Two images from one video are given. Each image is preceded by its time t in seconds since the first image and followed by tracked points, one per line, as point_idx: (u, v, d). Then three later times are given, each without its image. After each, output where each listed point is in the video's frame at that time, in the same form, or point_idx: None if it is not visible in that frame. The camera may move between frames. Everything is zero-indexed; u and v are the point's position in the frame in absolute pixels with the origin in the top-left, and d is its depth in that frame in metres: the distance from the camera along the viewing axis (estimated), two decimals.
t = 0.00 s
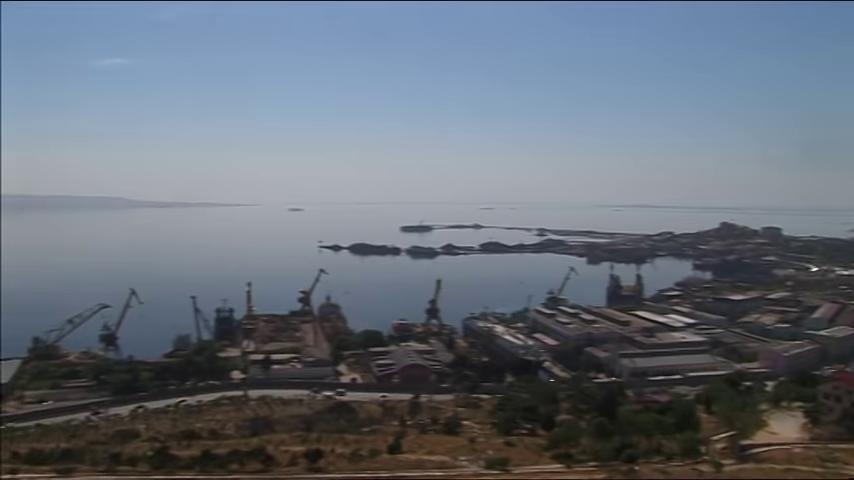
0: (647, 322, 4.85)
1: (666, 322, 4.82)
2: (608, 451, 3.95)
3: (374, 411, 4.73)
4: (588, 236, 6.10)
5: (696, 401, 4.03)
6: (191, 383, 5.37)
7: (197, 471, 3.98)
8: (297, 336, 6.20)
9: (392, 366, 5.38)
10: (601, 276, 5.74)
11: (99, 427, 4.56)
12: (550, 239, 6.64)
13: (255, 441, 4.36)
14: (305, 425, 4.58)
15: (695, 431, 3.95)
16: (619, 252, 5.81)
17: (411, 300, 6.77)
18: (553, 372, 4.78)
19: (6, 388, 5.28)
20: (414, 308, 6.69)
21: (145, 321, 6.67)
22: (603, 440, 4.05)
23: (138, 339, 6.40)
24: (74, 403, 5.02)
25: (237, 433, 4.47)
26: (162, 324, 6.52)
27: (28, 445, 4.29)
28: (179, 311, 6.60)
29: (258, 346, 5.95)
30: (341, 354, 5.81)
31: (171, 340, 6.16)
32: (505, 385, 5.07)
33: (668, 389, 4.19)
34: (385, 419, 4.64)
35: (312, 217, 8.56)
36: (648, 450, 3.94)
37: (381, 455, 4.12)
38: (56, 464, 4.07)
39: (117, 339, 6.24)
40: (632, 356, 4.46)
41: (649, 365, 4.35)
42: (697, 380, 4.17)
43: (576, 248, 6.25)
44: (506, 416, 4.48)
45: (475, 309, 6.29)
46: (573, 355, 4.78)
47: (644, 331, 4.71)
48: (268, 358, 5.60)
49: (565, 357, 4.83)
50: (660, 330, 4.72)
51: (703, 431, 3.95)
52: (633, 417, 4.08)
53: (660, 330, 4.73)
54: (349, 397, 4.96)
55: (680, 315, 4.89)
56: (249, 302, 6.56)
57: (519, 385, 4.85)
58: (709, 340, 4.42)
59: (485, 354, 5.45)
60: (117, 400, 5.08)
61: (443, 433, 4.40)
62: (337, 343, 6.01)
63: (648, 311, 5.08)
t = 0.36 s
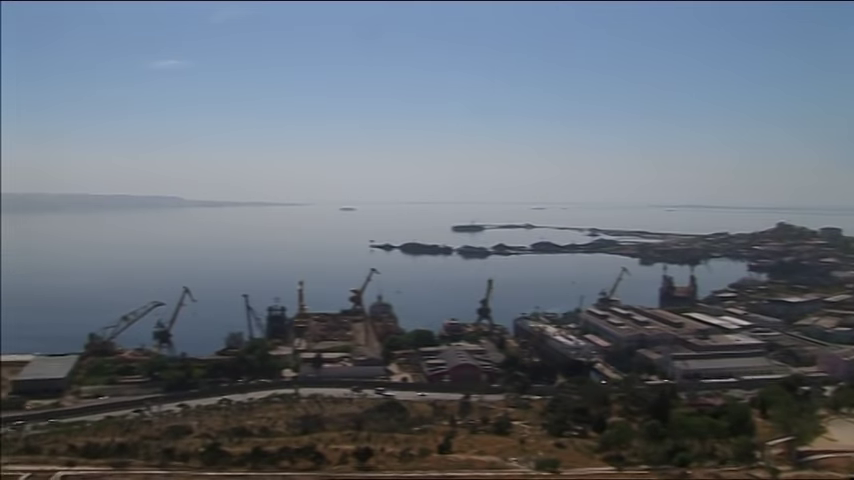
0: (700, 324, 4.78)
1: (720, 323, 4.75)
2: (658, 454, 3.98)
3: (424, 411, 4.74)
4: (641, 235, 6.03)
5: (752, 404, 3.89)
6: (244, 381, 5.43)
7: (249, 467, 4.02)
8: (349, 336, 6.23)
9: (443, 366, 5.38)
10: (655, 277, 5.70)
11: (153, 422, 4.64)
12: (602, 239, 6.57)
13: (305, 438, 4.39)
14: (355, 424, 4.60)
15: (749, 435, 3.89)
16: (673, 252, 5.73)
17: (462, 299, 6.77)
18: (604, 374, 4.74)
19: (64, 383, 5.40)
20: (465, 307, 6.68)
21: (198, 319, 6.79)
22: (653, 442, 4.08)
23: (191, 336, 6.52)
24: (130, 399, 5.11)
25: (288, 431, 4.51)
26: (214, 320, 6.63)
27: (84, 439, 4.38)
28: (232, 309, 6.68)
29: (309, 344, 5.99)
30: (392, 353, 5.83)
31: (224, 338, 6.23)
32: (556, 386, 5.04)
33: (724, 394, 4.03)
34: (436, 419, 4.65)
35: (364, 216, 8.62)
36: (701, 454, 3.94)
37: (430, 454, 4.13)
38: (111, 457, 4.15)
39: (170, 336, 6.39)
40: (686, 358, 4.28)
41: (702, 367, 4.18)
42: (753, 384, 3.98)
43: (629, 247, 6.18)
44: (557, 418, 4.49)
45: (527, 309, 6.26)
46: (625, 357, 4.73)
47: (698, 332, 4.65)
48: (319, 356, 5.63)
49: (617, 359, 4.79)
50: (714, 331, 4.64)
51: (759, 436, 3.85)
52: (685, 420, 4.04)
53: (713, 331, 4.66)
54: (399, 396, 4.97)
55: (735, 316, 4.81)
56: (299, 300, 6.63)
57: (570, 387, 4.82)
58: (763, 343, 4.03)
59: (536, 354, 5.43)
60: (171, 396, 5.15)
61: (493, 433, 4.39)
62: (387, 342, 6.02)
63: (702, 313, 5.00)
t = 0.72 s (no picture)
0: (759, 326, 4.69)
1: (780, 326, 4.65)
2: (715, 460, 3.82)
3: (477, 411, 4.73)
4: (698, 236, 5.93)
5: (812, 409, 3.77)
6: (298, 379, 5.48)
7: (302, 465, 4.05)
8: (402, 335, 6.24)
9: (497, 366, 5.37)
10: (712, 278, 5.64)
11: (208, 418, 4.69)
12: (658, 239, 6.48)
13: (358, 437, 4.41)
14: (408, 423, 4.61)
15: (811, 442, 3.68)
16: (731, 253, 5.63)
17: (516, 297, 6.75)
18: (659, 375, 4.75)
19: (122, 379, 5.50)
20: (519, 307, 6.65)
21: (253, 317, 6.88)
22: (709, 446, 3.94)
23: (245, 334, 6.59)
24: (186, 395, 5.19)
25: (341, 429, 4.53)
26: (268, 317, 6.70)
27: (141, 433, 4.45)
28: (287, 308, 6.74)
29: (363, 343, 6.02)
30: (446, 353, 5.83)
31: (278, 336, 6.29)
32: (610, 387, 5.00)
33: (781, 397, 4.05)
34: (489, 419, 4.63)
35: (418, 215, 8.65)
36: (759, 459, 3.79)
37: (483, 455, 4.12)
38: (167, 452, 4.21)
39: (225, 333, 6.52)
40: (742, 362, 4.41)
41: (759, 370, 4.27)
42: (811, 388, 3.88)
43: (686, 248, 6.08)
44: (611, 420, 4.41)
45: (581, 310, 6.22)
46: (680, 358, 4.75)
47: (755, 334, 4.59)
48: (372, 355, 5.65)
49: (672, 360, 4.79)
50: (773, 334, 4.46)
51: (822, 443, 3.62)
52: (743, 425, 3.96)
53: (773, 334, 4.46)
54: (452, 396, 4.97)
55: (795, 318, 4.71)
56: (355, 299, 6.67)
57: (625, 389, 4.77)
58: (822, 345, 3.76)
59: (590, 356, 5.38)
60: (226, 392, 5.22)
61: (546, 434, 4.36)
62: (441, 341, 6.03)
63: (761, 315, 4.91)
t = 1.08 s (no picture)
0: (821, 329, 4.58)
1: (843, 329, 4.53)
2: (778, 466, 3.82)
3: (531, 411, 4.71)
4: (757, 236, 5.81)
5: None
6: (351, 378, 5.51)
7: (355, 463, 4.07)
8: (456, 336, 6.24)
9: (550, 366, 5.34)
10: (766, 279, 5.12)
11: (262, 415, 4.74)
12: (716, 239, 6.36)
13: (411, 436, 4.42)
14: (461, 423, 4.61)
15: None
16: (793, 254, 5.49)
17: (570, 296, 6.70)
18: (716, 380, 4.66)
19: (179, 375, 5.59)
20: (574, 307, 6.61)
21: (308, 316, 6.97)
22: (767, 452, 3.94)
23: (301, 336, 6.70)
24: (241, 392, 5.25)
25: (393, 429, 4.54)
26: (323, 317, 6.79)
27: (197, 429, 4.51)
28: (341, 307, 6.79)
29: (417, 343, 6.03)
30: (499, 353, 5.81)
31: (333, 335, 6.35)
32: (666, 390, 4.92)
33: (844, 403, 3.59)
34: (542, 420, 4.60)
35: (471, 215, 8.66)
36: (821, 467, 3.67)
37: (536, 456, 4.10)
38: (222, 448, 4.27)
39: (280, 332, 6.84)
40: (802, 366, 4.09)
41: (821, 376, 3.72)
42: None
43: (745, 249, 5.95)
44: (667, 423, 4.39)
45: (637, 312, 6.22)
46: (738, 361, 4.59)
47: (818, 337, 4.24)
48: (426, 354, 5.66)
49: (729, 363, 4.67)
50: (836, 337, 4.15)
51: None
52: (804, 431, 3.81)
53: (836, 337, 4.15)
54: (506, 397, 4.95)
55: None
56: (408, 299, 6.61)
57: (680, 391, 4.71)
58: None
59: (645, 358, 5.32)
60: (281, 390, 5.27)
61: (600, 436, 4.32)
62: (495, 341, 6.00)
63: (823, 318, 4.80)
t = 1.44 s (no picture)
0: None
1: None
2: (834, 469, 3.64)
3: (583, 413, 4.66)
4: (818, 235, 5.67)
5: None
6: (402, 377, 5.51)
7: (405, 463, 4.07)
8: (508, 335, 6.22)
9: (603, 368, 5.28)
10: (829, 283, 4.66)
11: (314, 413, 4.76)
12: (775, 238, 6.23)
13: (462, 436, 4.40)
14: (512, 424, 4.58)
15: None
16: None
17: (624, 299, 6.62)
18: (773, 384, 4.46)
19: (232, 373, 5.64)
20: (627, 309, 6.53)
21: (360, 315, 7.00)
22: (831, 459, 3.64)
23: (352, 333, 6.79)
24: (293, 390, 5.28)
25: (444, 428, 4.53)
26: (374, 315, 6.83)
27: (248, 426, 4.55)
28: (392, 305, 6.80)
29: (468, 343, 6.04)
30: (551, 354, 5.77)
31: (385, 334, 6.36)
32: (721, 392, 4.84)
33: None
34: (594, 422, 4.55)
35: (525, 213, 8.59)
36: None
37: (588, 458, 4.06)
38: (274, 445, 4.29)
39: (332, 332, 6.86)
40: None
41: None
42: None
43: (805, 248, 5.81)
44: (721, 427, 4.31)
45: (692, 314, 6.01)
46: (795, 365, 4.25)
47: None
48: (478, 354, 5.63)
49: (786, 366, 4.37)
50: None
51: None
52: None
53: None
54: (557, 398, 4.91)
55: None
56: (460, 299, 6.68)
57: (736, 395, 4.62)
58: None
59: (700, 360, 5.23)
60: (332, 388, 5.29)
61: (653, 439, 4.26)
62: (546, 341, 5.96)
63: None
